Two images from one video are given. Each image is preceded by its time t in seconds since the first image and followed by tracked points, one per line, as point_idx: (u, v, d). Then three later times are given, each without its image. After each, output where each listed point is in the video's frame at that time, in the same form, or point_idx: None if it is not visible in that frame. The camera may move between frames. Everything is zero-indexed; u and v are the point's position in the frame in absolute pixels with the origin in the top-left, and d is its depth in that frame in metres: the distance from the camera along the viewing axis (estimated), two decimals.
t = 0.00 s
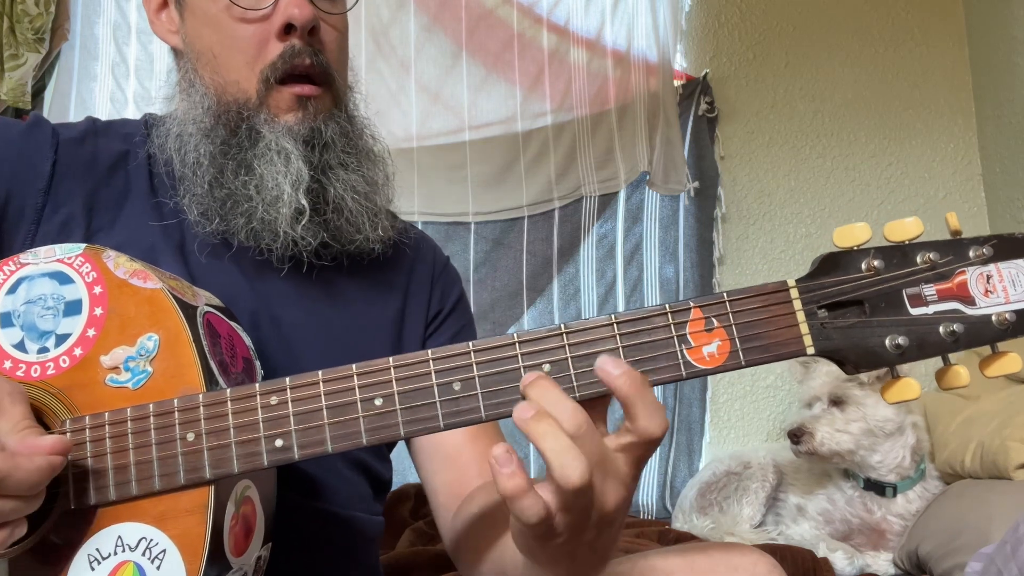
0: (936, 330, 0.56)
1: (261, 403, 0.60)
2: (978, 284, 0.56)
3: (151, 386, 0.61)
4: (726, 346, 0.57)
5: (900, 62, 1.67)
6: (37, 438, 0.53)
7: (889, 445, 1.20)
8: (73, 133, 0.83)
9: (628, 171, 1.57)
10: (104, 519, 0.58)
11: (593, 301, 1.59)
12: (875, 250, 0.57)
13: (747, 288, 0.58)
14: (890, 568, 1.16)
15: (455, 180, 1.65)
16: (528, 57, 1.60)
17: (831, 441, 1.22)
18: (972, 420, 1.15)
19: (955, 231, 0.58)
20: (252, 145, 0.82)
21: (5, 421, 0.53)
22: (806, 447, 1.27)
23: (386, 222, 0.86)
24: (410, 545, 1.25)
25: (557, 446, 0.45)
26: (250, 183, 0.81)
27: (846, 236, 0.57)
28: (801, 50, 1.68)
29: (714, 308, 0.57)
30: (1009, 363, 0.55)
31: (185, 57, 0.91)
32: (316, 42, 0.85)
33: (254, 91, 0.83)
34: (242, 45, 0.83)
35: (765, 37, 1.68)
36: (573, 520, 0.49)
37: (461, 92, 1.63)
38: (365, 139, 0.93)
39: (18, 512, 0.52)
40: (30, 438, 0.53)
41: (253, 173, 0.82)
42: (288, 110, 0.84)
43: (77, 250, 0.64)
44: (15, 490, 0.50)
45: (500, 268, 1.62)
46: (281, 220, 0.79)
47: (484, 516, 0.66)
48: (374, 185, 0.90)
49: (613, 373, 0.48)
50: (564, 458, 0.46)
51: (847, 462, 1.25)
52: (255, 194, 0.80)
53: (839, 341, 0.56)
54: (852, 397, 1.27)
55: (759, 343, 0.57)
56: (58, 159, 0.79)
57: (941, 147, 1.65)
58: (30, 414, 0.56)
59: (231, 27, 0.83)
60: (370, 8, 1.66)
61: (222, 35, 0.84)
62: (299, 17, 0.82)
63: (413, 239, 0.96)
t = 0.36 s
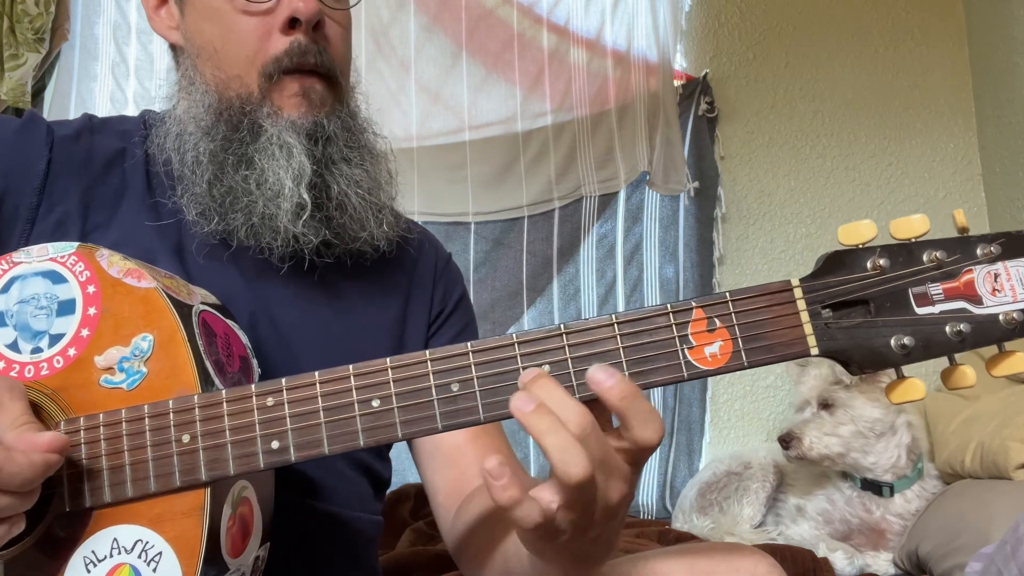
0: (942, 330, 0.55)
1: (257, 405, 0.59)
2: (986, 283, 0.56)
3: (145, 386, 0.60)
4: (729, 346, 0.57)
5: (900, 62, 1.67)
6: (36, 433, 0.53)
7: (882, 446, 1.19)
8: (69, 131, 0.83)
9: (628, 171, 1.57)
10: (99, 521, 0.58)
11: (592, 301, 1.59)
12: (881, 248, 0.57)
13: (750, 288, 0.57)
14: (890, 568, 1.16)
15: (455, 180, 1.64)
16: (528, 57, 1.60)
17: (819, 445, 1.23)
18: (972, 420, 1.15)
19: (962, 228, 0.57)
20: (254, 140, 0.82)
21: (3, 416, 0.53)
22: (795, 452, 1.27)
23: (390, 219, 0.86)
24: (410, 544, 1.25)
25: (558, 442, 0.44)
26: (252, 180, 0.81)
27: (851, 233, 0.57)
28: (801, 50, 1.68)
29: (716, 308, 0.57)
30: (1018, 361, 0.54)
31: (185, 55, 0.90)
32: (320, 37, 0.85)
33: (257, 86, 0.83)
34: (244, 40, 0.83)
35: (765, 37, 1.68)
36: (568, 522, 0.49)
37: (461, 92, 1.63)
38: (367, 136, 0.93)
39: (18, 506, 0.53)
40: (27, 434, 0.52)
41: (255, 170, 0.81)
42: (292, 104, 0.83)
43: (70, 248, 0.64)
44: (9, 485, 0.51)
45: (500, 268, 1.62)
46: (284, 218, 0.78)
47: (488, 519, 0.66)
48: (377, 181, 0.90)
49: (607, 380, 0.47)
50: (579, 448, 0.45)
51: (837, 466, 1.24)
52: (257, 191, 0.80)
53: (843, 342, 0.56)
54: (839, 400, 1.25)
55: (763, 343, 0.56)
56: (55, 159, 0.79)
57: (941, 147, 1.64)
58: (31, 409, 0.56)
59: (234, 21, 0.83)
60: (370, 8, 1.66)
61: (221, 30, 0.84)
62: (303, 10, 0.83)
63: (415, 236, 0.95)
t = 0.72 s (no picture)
0: (960, 338, 0.55)
1: (257, 410, 0.59)
2: (1006, 289, 0.55)
3: (144, 389, 0.60)
4: (739, 354, 0.56)
5: (900, 62, 1.67)
6: (50, 425, 0.54)
7: (882, 447, 1.19)
8: (73, 130, 0.82)
9: (629, 171, 1.57)
10: (97, 526, 0.58)
11: (593, 301, 1.59)
12: (898, 253, 0.56)
13: (761, 293, 0.57)
14: (890, 568, 1.16)
15: (455, 180, 1.64)
16: (528, 57, 1.60)
17: (819, 446, 1.22)
18: (972, 421, 1.15)
19: (983, 232, 0.56)
20: (279, 161, 0.82)
21: (15, 408, 0.53)
22: (795, 453, 1.26)
23: (411, 238, 0.86)
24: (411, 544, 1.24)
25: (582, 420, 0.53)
26: (276, 200, 0.81)
27: (868, 236, 0.57)
28: (801, 50, 1.68)
29: (727, 314, 0.57)
30: None
31: (199, 60, 0.89)
32: (346, 50, 0.84)
33: (283, 103, 0.83)
34: (272, 52, 0.81)
35: (765, 37, 1.68)
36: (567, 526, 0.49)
37: (461, 92, 1.63)
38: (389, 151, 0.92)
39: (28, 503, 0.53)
40: (41, 424, 0.53)
41: (279, 190, 0.81)
42: (315, 125, 0.84)
43: (66, 248, 0.64)
44: (21, 474, 0.51)
45: (500, 268, 1.62)
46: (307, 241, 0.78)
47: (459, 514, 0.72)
48: (399, 198, 0.89)
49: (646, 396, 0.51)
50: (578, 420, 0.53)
51: (838, 466, 1.24)
52: (281, 212, 0.80)
53: (858, 350, 0.56)
54: (839, 401, 1.24)
55: (775, 351, 0.56)
56: (56, 158, 0.79)
57: (941, 147, 1.64)
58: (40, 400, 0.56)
59: (258, 31, 0.81)
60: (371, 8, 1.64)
61: (243, 39, 0.82)
62: (330, 24, 0.81)
63: (430, 246, 0.95)
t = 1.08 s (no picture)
0: (961, 331, 0.55)
1: (251, 407, 0.59)
2: (1008, 280, 0.55)
3: (138, 387, 0.60)
4: (736, 348, 0.56)
5: (900, 63, 1.66)
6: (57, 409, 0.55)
7: (884, 446, 1.19)
8: (68, 130, 0.82)
9: (628, 171, 1.57)
10: (92, 525, 0.58)
11: (592, 301, 1.59)
12: (898, 245, 0.56)
13: (758, 287, 0.57)
14: (890, 568, 1.16)
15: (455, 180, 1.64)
16: (528, 57, 1.60)
17: (824, 444, 1.22)
18: (973, 420, 1.15)
19: (984, 223, 0.56)
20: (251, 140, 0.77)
21: (19, 390, 0.55)
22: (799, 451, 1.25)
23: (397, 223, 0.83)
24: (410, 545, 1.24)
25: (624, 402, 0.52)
26: (248, 182, 0.76)
27: (868, 228, 0.56)
28: (800, 50, 1.68)
29: (724, 308, 0.57)
30: None
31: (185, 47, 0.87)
32: (319, 31, 0.80)
33: (254, 81, 0.79)
34: (238, 31, 0.79)
35: (765, 37, 1.67)
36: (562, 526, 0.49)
37: (462, 92, 1.62)
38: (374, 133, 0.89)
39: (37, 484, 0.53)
40: (50, 409, 0.55)
41: (252, 171, 0.77)
42: (287, 100, 0.79)
43: (60, 246, 0.64)
44: (31, 452, 0.52)
45: (500, 268, 1.62)
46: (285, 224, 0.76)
47: (466, 518, 0.73)
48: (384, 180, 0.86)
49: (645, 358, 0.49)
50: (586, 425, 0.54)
51: (839, 465, 1.24)
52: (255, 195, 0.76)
53: (858, 344, 0.56)
54: (844, 399, 1.25)
55: (773, 345, 0.56)
56: (51, 158, 0.79)
57: (941, 147, 1.64)
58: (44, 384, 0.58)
59: (234, 17, 0.79)
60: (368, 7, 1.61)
61: (216, 27, 0.81)
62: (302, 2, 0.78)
63: (428, 239, 0.94)
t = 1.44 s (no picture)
0: (960, 333, 0.55)
1: (254, 407, 0.59)
2: (1006, 284, 0.55)
3: (143, 387, 0.60)
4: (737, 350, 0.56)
5: (900, 63, 1.66)
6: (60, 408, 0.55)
7: (885, 446, 1.19)
8: (75, 132, 0.84)
9: (629, 171, 1.57)
10: (95, 524, 0.58)
11: (593, 301, 1.59)
12: (897, 248, 0.56)
13: (759, 289, 0.57)
14: (890, 568, 1.16)
15: (454, 180, 1.64)
16: (528, 57, 1.60)
17: (824, 444, 1.22)
18: (973, 420, 1.15)
19: (983, 227, 0.56)
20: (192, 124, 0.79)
21: (26, 388, 0.55)
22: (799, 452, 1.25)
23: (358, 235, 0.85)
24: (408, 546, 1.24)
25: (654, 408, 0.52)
26: (177, 158, 0.79)
27: (865, 232, 0.57)
28: (801, 49, 1.68)
29: (725, 310, 0.57)
30: None
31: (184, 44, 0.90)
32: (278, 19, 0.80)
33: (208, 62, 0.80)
34: (207, 13, 0.80)
35: (765, 37, 1.68)
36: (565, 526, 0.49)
37: (461, 92, 1.63)
38: (333, 129, 0.88)
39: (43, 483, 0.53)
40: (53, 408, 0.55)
41: (186, 150, 0.79)
42: (239, 84, 0.79)
43: (65, 247, 0.64)
44: (39, 452, 0.52)
45: (500, 268, 1.61)
46: (196, 200, 0.76)
47: (465, 526, 0.72)
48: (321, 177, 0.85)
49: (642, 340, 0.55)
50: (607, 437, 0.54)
51: (839, 466, 1.24)
52: (180, 170, 0.78)
53: (856, 346, 0.56)
54: (846, 400, 1.25)
55: (772, 347, 0.57)
56: (58, 159, 0.80)
57: (941, 147, 1.64)
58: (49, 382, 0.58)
59: None
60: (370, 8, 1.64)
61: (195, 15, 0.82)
62: None
63: (425, 248, 0.93)
